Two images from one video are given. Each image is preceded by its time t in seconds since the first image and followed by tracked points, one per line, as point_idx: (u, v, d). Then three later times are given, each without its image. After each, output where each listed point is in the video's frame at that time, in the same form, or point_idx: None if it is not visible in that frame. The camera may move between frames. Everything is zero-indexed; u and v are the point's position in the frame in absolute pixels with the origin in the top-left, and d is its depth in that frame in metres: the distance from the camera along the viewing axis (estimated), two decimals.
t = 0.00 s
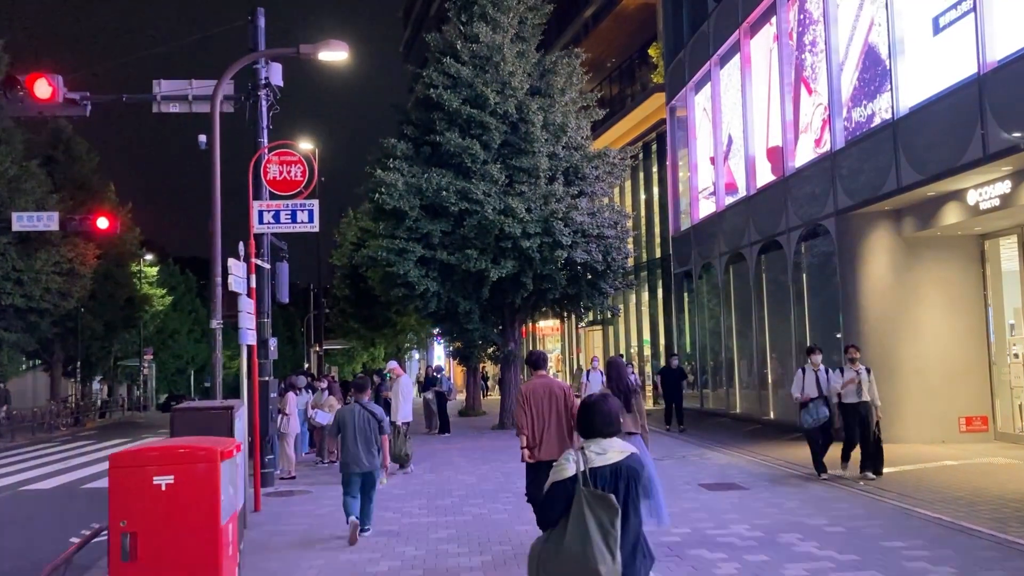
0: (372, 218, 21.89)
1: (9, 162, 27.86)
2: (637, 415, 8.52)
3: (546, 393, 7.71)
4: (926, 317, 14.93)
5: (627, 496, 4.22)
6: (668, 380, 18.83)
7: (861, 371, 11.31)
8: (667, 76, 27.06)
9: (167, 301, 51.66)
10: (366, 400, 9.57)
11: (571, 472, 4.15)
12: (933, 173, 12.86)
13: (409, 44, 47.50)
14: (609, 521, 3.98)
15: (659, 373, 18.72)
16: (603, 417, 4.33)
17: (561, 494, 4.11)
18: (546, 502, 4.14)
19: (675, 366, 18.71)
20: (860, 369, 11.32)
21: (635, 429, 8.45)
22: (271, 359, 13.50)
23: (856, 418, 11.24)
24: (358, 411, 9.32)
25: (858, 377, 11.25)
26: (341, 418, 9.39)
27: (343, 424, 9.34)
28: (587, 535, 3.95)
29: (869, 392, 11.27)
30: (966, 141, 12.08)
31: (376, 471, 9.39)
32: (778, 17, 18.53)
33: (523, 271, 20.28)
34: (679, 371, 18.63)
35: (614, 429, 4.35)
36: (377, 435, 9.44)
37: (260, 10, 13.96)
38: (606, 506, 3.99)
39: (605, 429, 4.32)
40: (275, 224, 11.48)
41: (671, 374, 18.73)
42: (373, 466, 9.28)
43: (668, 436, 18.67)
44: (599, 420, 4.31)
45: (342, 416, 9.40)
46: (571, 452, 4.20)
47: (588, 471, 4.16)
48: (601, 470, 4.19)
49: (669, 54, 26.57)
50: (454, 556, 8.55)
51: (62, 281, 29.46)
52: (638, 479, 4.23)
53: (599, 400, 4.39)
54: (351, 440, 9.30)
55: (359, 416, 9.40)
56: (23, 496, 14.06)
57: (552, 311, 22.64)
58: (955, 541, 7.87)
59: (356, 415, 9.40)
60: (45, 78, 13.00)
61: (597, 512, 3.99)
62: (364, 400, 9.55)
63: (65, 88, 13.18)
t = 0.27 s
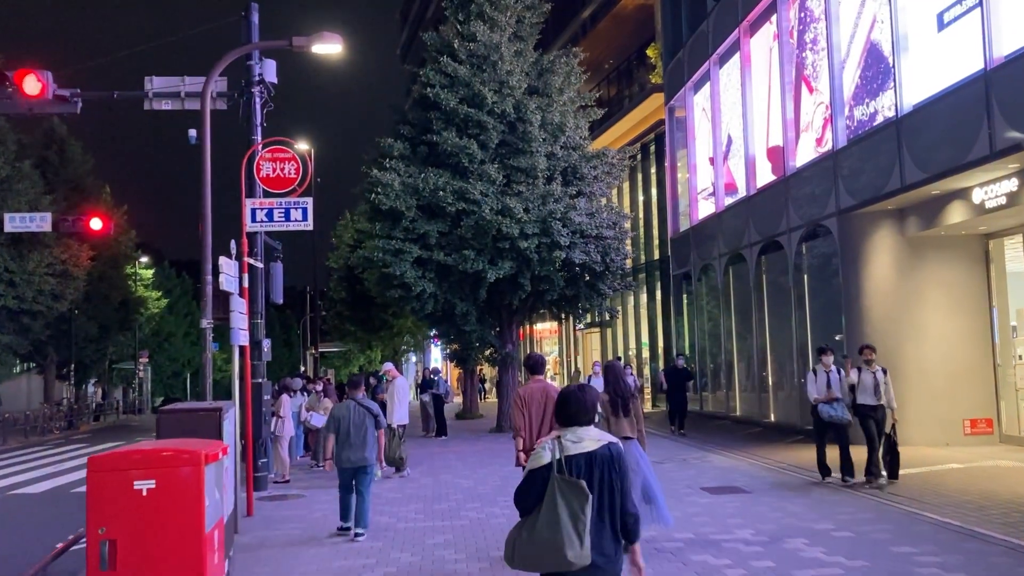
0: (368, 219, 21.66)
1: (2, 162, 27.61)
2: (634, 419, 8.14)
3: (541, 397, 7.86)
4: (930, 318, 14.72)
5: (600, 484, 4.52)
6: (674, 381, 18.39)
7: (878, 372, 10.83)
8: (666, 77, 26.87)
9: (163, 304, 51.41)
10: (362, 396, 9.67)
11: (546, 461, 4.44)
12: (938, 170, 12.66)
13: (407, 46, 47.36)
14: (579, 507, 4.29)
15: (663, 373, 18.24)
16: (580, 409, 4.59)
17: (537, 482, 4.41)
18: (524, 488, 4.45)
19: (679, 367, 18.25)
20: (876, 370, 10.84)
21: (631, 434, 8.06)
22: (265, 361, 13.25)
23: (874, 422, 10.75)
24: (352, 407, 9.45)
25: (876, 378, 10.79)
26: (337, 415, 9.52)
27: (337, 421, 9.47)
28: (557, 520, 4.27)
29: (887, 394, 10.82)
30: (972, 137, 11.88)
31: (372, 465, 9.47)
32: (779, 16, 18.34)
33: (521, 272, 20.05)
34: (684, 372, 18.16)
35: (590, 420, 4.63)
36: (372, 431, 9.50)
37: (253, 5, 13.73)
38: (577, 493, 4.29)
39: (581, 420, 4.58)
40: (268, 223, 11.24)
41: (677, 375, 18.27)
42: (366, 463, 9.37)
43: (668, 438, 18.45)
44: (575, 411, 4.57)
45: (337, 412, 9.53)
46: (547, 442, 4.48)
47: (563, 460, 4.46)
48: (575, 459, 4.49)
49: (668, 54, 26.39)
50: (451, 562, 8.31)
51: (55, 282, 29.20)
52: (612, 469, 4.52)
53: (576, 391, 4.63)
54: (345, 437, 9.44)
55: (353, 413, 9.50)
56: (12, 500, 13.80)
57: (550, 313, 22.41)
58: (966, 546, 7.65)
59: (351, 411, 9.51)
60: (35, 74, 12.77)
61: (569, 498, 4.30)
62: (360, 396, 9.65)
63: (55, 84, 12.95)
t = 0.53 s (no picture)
0: (366, 222, 21.39)
1: None
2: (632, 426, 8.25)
3: (538, 401, 7.88)
4: (935, 322, 14.48)
5: (594, 502, 4.57)
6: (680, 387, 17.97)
7: (897, 378, 10.44)
8: (665, 79, 26.64)
9: (159, 308, 51.11)
10: (354, 405, 9.80)
11: (541, 478, 4.57)
12: (945, 172, 12.42)
13: (404, 49, 47.19)
14: (568, 523, 4.21)
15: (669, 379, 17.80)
16: (574, 427, 4.67)
17: (532, 499, 4.54)
18: (521, 506, 4.56)
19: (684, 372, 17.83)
20: (895, 376, 10.43)
21: (630, 441, 8.15)
22: (259, 367, 12.98)
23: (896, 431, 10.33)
24: (344, 415, 9.56)
25: (895, 385, 10.37)
26: (329, 425, 9.62)
27: (330, 430, 9.57)
28: (546, 535, 4.20)
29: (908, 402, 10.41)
30: (981, 138, 11.64)
31: (366, 475, 9.53)
32: (781, 17, 18.14)
33: (520, 276, 19.78)
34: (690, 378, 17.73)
35: (586, 440, 4.70)
36: (365, 439, 9.61)
37: (247, 4, 13.49)
38: (565, 508, 4.22)
39: (577, 438, 4.67)
40: (262, 226, 10.98)
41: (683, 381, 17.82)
42: (359, 469, 9.46)
43: (669, 445, 18.23)
44: (570, 429, 4.66)
45: (329, 423, 9.63)
46: (542, 462, 4.62)
47: (558, 477, 4.57)
48: (569, 477, 4.58)
49: (667, 57, 26.19)
50: None
51: (49, 286, 28.94)
52: (606, 487, 4.57)
53: (571, 409, 4.73)
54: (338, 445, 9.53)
55: (345, 421, 9.61)
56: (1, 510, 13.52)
57: (549, 318, 22.14)
58: (982, 560, 7.40)
59: (343, 421, 9.59)
60: (24, 74, 12.56)
61: (558, 513, 4.22)
62: (353, 406, 9.79)
63: (45, 85, 12.71)
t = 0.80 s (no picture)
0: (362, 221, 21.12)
1: None
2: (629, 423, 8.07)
3: (533, 400, 7.96)
4: (942, 322, 14.23)
5: (593, 488, 4.77)
6: (686, 388, 17.55)
7: (919, 378, 9.92)
8: (666, 78, 26.40)
9: (155, 310, 50.79)
10: (347, 401, 9.77)
11: (540, 466, 4.79)
12: (953, 168, 12.19)
13: (402, 50, 46.94)
14: (571, 511, 4.60)
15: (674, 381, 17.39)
16: (574, 416, 4.89)
17: (531, 485, 4.76)
18: (521, 490, 4.79)
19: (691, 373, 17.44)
20: (916, 376, 9.90)
21: (628, 438, 7.99)
22: (252, 367, 12.71)
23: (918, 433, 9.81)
24: (339, 413, 9.55)
25: (918, 386, 9.85)
26: (323, 421, 9.59)
27: (324, 427, 9.55)
28: (550, 522, 4.57)
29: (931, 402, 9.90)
30: (991, 132, 11.41)
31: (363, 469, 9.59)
32: (784, 13, 17.90)
33: (519, 276, 19.50)
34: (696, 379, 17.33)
35: (584, 427, 4.92)
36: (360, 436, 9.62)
37: None
38: (568, 496, 4.60)
39: (575, 427, 4.89)
40: (255, 222, 10.72)
41: (689, 382, 17.41)
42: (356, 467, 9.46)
43: (670, 447, 17.97)
44: (569, 417, 4.87)
45: (324, 419, 9.62)
46: (540, 449, 4.83)
47: (556, 465, 4.77)
48: (568, 463, 4.78)
49: (667, 55, 25.97)
50: None
51: (42, 287, 28.68)
52: (603, 473, 4.79)
53: (570, 398, 4.93)
54: (333, 442, 9.52)
55: (340, 418, 9.60)
56: None
57: (548, 318, 21.87)
58: (999, 565, 7.14)
59: (337, 417, 9.62)
60: (12, 68, 12.23)
61: (561, 501, 4.60)
62: (345, 402, 9.75)
63: (33, 78, 12.40)
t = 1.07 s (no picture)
0: (360, 223, 20.79)
1: None
2: (627, 432, 7.74)
3: (525, 411, 7.74)
4: (952, 326, 13.94)
5: (590, 506, 5.02)
6: (694, 395, 17.05)
7: (953, 385, 9.28)
8: (667, 79, 26.13)
9: (151, 314, 50.45)
10: (349, 409, 9.67)
11: (541, 482, 5.04)
12: (965, 169, 11.91)
13: (401, 51, 46.67)
14: (567, 528, 4.81)
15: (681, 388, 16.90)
16: (575, 438, 5.19)
17: (533, 500, 5.02)
18: (524, 506, 5.04)
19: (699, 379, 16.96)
20: (951, 383, 9.25)
21: (625, 446, 7.69)
22: (246, 372, 12.38)
23: (947, 445, 9.19)
24: (341, 422, 9.48)
25: (952, 393, 9.22)
26: (323, 429, 9.53)
27: (326, 436, 9.49)
28: (547, 537, 4.81)
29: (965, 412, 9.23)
30: (1004, 132, 11.13)
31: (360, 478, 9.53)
32: (789, 11, 17.62)
33: (519, 279, 19.17)
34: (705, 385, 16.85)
35: (586, 448, 5.20)
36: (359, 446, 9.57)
37: None
38: (565, 515, 4.83)
39: (577, 448, 5.18)
40: (249, 223, 10.40)
41: (697, 388, 16.89)
42: (354, 478, 9.43)
43: (672, 454, 17.66)
44: (572, 437, 5.18)
45: (324, 426, 9.55)
46: (542, 465, 5.08)
47: (557, 481, 5.02)
48: (569, 481, 5.03)
49: (669, 56, 25.68)
50: None
51: (35, 290, 28.36)
52: (601, 491, 5.03)
53: (572, 420, 5.23)
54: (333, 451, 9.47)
55: (342, 428, 9.52)
56: None
57: (548, 322, 21.54)
58: None
59: (339, 425, 9.54)
60: None
61: (558, 519, 4.83)
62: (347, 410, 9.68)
63: (21, 75, 12.08)
